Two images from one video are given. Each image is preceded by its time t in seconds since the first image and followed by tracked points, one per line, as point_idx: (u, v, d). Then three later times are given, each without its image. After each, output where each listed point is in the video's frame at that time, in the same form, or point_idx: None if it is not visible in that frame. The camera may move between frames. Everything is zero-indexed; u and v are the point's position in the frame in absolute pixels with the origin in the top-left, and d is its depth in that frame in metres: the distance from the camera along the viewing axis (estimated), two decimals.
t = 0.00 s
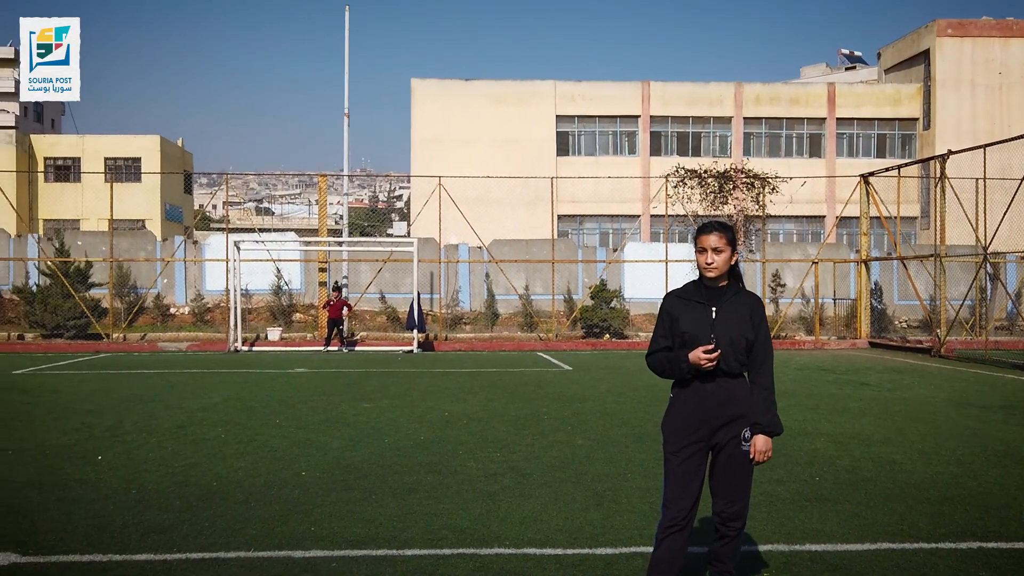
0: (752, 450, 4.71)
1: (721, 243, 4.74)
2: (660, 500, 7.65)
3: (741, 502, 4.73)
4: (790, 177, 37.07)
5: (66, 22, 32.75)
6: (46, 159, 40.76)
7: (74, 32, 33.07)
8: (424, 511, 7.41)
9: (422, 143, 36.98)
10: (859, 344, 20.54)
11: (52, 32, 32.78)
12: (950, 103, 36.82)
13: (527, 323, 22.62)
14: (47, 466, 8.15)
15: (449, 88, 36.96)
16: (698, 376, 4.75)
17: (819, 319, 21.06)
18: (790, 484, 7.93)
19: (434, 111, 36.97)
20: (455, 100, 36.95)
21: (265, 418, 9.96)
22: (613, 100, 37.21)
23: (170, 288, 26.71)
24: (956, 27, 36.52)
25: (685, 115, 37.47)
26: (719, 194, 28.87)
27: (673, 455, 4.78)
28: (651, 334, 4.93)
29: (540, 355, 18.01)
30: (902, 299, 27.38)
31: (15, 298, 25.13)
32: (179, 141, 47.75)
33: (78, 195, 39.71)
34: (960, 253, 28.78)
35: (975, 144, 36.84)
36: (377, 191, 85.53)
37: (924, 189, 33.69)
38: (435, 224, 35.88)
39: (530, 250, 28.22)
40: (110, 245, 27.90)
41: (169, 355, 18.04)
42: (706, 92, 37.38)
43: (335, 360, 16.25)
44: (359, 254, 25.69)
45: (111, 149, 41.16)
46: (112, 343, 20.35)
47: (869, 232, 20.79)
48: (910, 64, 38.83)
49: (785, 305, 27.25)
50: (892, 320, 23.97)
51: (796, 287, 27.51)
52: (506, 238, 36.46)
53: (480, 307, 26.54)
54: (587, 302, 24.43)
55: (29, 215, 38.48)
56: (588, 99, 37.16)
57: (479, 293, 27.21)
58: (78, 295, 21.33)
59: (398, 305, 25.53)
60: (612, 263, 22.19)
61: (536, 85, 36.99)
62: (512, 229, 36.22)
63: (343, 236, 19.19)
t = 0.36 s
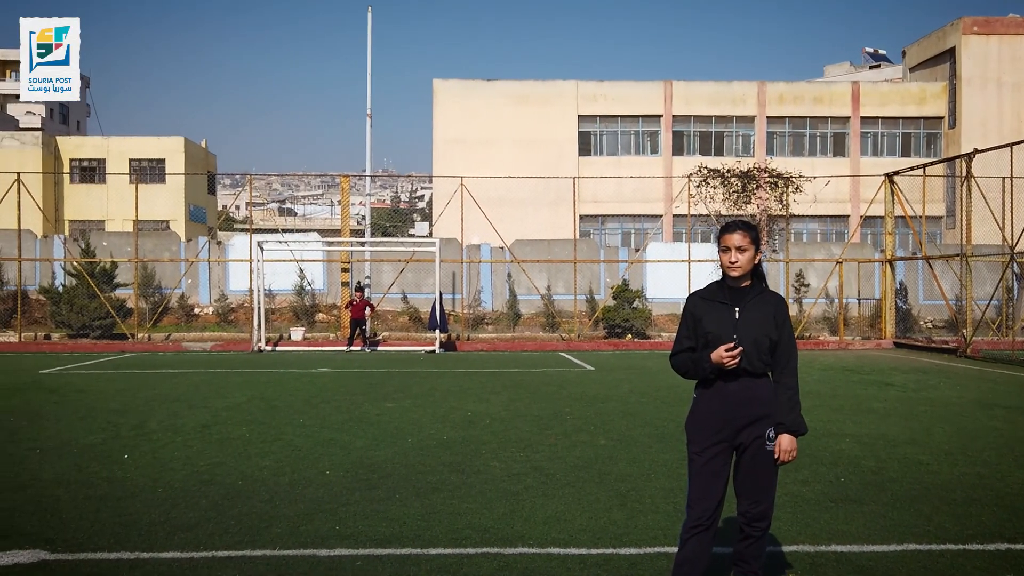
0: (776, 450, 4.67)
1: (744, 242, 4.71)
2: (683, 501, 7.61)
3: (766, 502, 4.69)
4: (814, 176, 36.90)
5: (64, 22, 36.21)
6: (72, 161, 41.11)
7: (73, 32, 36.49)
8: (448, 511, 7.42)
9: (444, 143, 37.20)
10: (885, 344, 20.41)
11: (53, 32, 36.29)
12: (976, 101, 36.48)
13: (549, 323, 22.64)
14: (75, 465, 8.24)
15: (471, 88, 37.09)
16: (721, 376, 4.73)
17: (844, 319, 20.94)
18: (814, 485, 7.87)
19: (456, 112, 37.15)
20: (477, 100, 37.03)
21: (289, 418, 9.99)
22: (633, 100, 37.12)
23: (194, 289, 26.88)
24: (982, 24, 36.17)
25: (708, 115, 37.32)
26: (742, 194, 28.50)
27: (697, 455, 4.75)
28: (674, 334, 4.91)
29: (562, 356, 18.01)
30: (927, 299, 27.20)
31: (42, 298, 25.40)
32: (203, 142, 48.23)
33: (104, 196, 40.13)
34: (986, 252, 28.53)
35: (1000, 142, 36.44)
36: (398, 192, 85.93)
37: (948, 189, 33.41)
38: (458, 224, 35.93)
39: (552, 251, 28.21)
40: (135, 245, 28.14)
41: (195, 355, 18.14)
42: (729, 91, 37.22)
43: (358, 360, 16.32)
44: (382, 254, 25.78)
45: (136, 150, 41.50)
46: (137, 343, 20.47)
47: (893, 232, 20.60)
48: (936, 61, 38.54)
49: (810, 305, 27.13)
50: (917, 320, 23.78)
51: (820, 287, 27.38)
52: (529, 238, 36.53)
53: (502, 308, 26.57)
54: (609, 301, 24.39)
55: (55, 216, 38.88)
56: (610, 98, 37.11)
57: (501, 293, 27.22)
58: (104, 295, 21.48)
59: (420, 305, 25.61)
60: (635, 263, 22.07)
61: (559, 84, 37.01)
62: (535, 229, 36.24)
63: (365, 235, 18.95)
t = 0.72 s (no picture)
0: (800, 450, 4.61)
1: (760, 241, 4.71)
2: (706, 501, 7.60)
3: (789, 502, 4.66)
4: (837, 175, 36.73)
5: (67, 24, 42.72)
6: (96, 162, 41.31)
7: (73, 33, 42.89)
8: (471, 511, 7.43)
9: (465, 144, 37.33)
10: (908, 344, 20.29)
11: (53, 33, 42.59)
12: (1000, 99, 36.18)
13: (570, 324, 22.65)
14: (101, 463, 8.32)
15: (493, 89, 37.17)
16: (744, 375, 4.71)
17: (866, 319, 20.84)
18: (838, 485, 7.83)
19: (476, 113, 37.25)
20: (498, 100, 37.09)
21: (312, 417, 10.02)
22: (654, 100, 37.05)
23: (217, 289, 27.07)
24: (1007, 22, 35.83)
25: (730, 114, 37.17)
26: (765, 194, 28.13)
27: (720, 454, 4.74)
28: (698, 334, 4.91)
29: (583, 356, 17.98)
30: (952, 299, 27.06)
31: (67, 297, 25.73)
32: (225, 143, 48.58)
33: (127, 197, 40.43)
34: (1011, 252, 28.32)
35: None
36: (420, 193, 86.49)
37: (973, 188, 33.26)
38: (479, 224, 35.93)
39: (573, 250, 28.10)
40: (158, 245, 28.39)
41: (212, 356, 17.93)
42: (751, 90, 37.05)
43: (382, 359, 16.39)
44: (403, 254, 25.86)
45: (160, 152, 41.82)
46: (161, 342, 20.50)
47: (917, 231, 20.44)
48: (960, 59, 38.31)
49: (831, 306, 27.04)
50: (941, 320, 23.59)
51: (842, 288, 27.27)
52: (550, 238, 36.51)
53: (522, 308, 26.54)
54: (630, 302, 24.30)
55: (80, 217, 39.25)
56: (631, 98, 37.06)
57: (522, 293, 27.21)
58: (128, 295, 21.56)
59: (440, 305, 25.71)
60: (656, 262, 21.99)
61: (579, 84, 37.04)
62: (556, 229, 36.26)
63: (386, 236, 19.01)
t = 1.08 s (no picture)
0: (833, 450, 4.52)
1: (795, 239, 4.68)
2: (739, 501, 7.57)
3: (822, 502, 4.55)
4: (868, 174, 36.51)
5: (65, 22, 36.94)
6: (127, 162, 41.69)
7: (74, 33, 37.32)
8: (502, 511, 7.46)
9: (493, 143, 37.36)
10: (940, 344, 20.16)
11: (53, 32, 37.09)
12: None
13: (598, 323, 22.51)
14: (137, 461, 8.45)
15: (521, 88, 37.19)
16: (776, 374, 4.70)
17: (899, 319, 20.69)
18: (873, 487, 7.76)
19: (504, 112, 37.25)
20: (527, 99, 37.12)
21: (342, 415, 10.08)
22: (683, 99, 36.91)
23: (247, 289, 27.55)
24: None
25: (759, 112, 36.89)
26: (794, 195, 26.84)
27: (753, 451, 4.74)
28: (737, 332, 4.92)
29: (612, 355, 17.93)
30: (985, 299, 26.93)
31: (100, 297, 26.02)
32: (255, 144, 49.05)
33: (158, 197, 40.93)
34: None
35: None
36: (448, 193, 86.87)
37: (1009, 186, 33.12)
38: (507, 224, 35.90)
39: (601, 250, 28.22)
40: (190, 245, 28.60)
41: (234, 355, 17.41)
42: (780, 88, 36.73)
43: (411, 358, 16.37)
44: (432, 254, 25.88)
45: (190, 152, 42.18)
46: (192, 342, 20.63)
47: (950, 231, 20.17)
48: (994, 56, 37.93)
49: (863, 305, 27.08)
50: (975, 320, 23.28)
51: (873, 287, 27.34)
52: (579, 238, 36.43)
53: (550, 307, 26.70)
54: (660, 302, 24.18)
55: (112, 217, 39.78)
56: (660, 97, 36.95)
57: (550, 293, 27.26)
58: (160, 295, 21.70)
59: (468, 305, 25.95)
60: (684, 262, 21.90)
61: (608, 83, 37.00)
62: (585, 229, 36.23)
63: (414, 237, 19.11)
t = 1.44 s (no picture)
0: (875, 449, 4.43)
1: (839, 236, 4.63)
2: (782, 502, 7.52)
3: (861, 502, 4.47)
4: (910, 172, 36.11)
5: (66, 22, 36.60)
6: (169, 163, 42.45)
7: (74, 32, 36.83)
8: (544, 510, 7.46)
9: (530, 143, 37.39)
10: (985, 344, 19.88)
11: (53, 32, 36.69)
12: None
13: (636, 323, 22.40)
14: (181, 459, 8.60)
15: (558, 88, 37.20)
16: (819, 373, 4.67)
17: (942, 318, 20.39)
18: (918, 489, 7.66)
19: (541, 111, 37.25)
20: (564, 99, 37.15)
21: (383, 414, 10.14)
22: (721, 97, 36.70)
23: (286, 288, 27.73)
24: None
25: (799, 111, 36.65)
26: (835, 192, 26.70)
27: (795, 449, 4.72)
28: (783, 331, 4.91)
29: (649, 355, 17.89)
30: None
31: (141, 296, 26.45)
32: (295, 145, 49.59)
33: (198, 198, 41.56)
34: None
35: None
36: (485, 193, 87.08)
37: None
38: (545, 224, 35.90)
39: (638, 249, 28.17)
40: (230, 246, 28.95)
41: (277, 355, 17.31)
42: (820, 87, 36.51)
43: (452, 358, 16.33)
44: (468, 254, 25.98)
45: (229, 153, 42.80)
46: (233, 341, 20.90)
47: (995, 229, 19.84)
48: None
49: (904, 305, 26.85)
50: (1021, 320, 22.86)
51: (916, 287, 26.99)
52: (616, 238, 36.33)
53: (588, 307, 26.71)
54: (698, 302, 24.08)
55: (154, 218, 40.44)
56: (698, 96, 36.77)
57: (587, 292, 27.31)
58: (201, 294, 21.93)
59: (506, 305, 26.08)
60: (722, 262, 21.80)
61: (645, 82, 36.90)
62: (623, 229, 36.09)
63: (451, 237, 19.15)
